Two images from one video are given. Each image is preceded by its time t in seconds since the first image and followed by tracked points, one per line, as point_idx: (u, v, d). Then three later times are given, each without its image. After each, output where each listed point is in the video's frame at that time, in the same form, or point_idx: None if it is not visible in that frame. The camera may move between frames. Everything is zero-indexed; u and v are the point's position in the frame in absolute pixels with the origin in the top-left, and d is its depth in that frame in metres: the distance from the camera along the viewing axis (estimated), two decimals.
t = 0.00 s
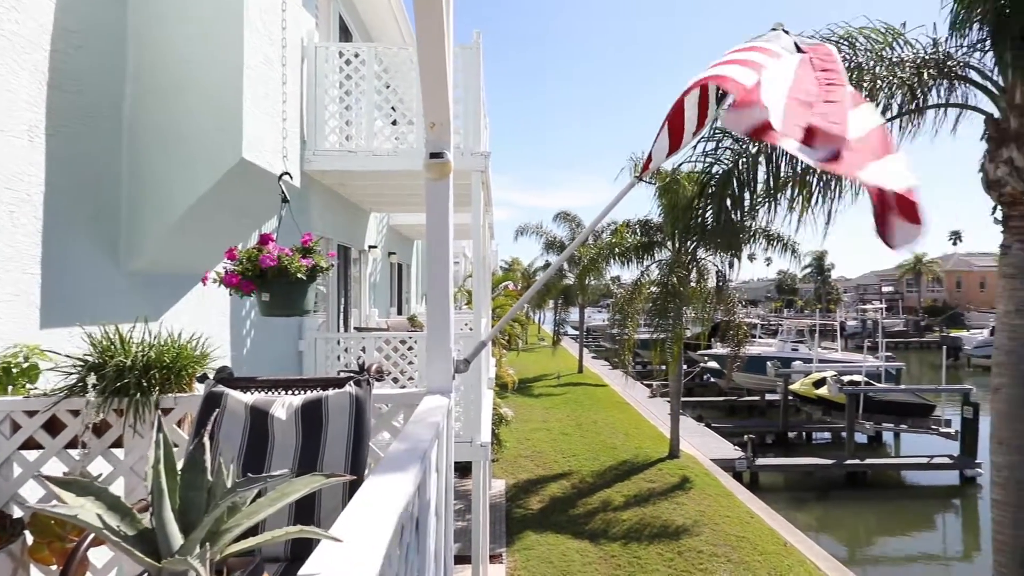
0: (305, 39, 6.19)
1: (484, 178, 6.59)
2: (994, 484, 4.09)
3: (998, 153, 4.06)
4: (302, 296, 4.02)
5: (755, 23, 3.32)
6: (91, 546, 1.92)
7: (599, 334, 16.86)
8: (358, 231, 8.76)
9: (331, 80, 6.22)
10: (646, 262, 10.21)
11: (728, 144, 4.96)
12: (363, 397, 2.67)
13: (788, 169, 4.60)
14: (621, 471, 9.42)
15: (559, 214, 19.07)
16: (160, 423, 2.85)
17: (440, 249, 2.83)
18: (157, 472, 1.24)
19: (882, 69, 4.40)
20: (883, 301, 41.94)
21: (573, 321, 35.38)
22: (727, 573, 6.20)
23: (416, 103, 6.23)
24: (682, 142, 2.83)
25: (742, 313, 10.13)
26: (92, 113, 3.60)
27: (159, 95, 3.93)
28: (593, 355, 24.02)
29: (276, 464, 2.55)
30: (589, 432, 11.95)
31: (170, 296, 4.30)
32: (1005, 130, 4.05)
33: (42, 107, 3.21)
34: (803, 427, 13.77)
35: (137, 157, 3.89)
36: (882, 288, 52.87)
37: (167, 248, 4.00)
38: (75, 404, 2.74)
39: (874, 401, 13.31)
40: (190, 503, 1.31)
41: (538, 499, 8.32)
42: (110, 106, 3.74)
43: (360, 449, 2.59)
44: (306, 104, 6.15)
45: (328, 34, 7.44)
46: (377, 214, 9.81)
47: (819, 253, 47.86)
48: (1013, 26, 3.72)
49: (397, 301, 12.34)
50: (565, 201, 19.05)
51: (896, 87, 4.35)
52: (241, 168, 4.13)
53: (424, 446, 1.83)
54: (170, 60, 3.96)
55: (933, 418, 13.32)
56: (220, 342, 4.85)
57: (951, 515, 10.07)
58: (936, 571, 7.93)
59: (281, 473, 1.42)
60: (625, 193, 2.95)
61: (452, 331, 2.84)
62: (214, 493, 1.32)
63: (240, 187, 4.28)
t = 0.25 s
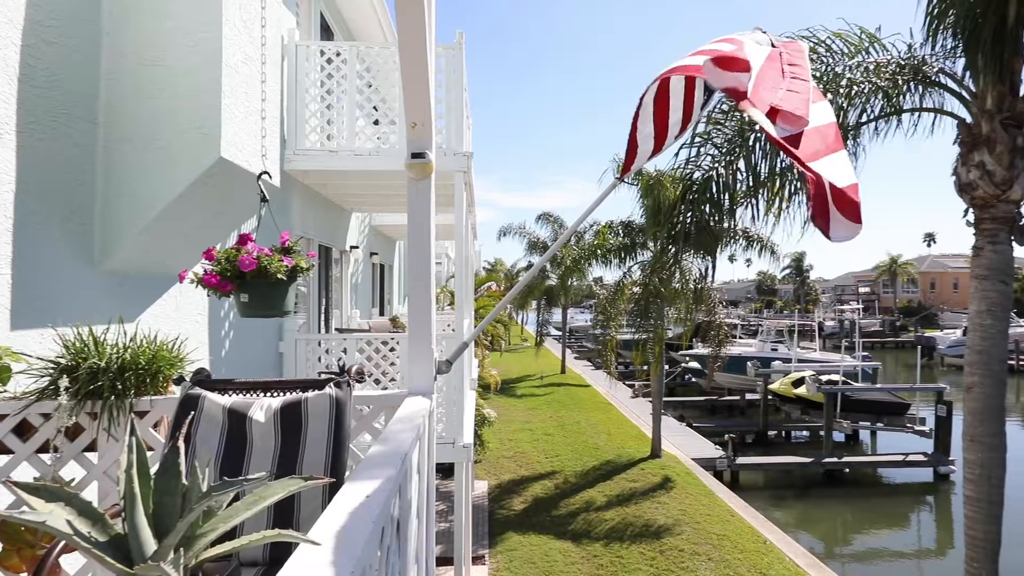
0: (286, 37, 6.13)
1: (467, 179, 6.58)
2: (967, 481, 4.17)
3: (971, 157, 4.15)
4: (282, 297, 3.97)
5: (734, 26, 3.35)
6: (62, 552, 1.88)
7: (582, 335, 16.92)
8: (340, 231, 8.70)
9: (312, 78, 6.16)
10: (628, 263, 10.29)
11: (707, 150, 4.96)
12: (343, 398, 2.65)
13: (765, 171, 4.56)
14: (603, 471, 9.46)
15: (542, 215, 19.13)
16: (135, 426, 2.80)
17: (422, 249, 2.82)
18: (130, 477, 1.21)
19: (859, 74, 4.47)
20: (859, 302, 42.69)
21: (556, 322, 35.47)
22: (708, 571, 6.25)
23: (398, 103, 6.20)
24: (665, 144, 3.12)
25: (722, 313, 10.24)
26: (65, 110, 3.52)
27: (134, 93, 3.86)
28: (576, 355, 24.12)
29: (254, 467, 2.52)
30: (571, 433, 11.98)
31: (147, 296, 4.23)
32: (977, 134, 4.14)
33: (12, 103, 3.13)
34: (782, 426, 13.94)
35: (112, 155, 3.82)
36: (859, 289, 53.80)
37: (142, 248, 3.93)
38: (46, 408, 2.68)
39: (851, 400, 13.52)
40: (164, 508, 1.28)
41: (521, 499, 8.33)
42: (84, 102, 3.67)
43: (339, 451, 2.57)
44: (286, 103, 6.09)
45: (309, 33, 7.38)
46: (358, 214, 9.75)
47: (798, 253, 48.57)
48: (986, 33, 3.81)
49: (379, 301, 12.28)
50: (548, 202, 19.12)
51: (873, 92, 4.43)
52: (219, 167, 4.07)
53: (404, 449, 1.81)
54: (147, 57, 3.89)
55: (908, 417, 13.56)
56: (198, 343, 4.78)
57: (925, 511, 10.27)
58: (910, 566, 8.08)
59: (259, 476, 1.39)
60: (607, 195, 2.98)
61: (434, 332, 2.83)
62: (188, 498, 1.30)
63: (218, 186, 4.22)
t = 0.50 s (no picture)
0: (267, 34, 6.06)
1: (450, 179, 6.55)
2: (941, 477, 4.25)
3: (944, 159, 4.22)
4: (261, 297, 3.92)
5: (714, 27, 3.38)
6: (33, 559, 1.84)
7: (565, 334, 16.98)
8: (321, 231, 8.63)
9: (293, 76, 6.09)
10: (611, 263, 10.34)
11: (690, 157, 4.99)
12: (324, 400, 2.62)
13: (744, 173, 4.59)
14: (586, 470, 9.49)
15: (526, 215, 19.17)
16: (110, 428, 2.75)
17: (404, 249, 2.81)
18: (101, 481, 1.21)
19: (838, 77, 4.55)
20: (838, 301, 43.36)
21: (539, 322, 35.54)
22: (690, 568, 6.31)
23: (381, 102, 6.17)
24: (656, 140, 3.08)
25: (704, 313, 10.33)
26: (38, 106, 3.45)
27: (110, 89, 3.80)
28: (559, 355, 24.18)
29: (232, 470, 2.49)
30: (554, 432, 12.01)
31: (124, 295, 4.15)
32: (950, 137, 4.21)
33: None
34: (762, 424, 14.10)
35: (87, 153, 3.75)
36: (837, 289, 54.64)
37: (118, 247, 3.86)
38: (18, 410, 2.62)
39: (829, 398, 13.72)
40: (137, 512, 1.28)
41: (504, 499, 8.33)
42: (58, 98, 3.60)
43: (319, 452, 2.54)
44: (267, 101, 6.02)
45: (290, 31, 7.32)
46: (341, 213, 9.68)
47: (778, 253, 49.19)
48: (961, 41, 3.90)
49: (361, 302, 12.20)
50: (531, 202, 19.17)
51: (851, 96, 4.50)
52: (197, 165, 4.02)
53: (385, 450, 1.80)
54: (123, 53, 3.83)
55: (885, 414, 13.80)
56: (176, 344, 4.70)
57: (902, 507, 10.45)
58: (887, 561, 8.22)
59: (235, 479, 1.39)
60: (586, 197, 3.00)
61: (416, 332, 2.81)
62: (162, 501, 1.30)
63: (196, 184, 4.16)
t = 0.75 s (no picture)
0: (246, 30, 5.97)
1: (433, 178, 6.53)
2: (917, 473, 4.32)
3: (920, 161, 4.29)
4: (239, 296, 3.88)
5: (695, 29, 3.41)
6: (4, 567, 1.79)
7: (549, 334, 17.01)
8: (303, 230, 8.55)
9: (274, 74, 6.01)
10: (595, 262, 10.39)
11: (675, 159, 4.99)
12: (304, 400, 2.59)
13: (726, 172, 4.65)
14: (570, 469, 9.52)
15: (510, 215, 19.19)
16: (85, 431, 2.70)
17: (387, 249, 2.79)
18: (74, 484, 1.18)
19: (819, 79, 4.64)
20: (817, 301, 44.01)
21: (523, 322, 35.57)
22: (672, 566, 6.35)
23: (363, 100, 6.14)
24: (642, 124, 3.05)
25: (687, 313, 10.41)
26: (10, 101, 3.37)
27: (85, 85, 3.72)
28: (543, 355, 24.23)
29: (210, 472, 2.45)
30: (538, 432, 12.03)
31: (100, 295, 4.06)
32: (925, 140, 4.28)
33: None
34: (744, 422, 14.25)
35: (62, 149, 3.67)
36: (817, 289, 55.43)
37: (93, 246, 3.79)
38: None
39: (809, 397, 13.91)
40: (112, 515, 1.25)
41: (488, 499, 8.31)
42: (31, 94, 3.52)
43: (299, 454, 2.51)
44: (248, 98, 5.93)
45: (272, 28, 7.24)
46: (323, 212, 9.60)
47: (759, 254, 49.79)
48: (937, 46, 3.96)
49: (344, 301, 12.11)
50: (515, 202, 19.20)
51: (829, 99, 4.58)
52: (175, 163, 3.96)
53: (365, 452, 1.78)
54: (99, 48, 3.76)
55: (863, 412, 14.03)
56: (153, 345, 4.63)
57: (879, 503, 10.63)
58: (866, 556, 8.35)
59: (213, 480, 1.37)
60: (569, 196, 3.03)
61: (398, 332, 2.79)
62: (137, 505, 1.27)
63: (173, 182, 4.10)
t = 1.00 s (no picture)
0: (226, 26, 5.88)
1: (416, 177, 6.49)
2: (892, 470, 4.39)
3: (896, 164, 4.36)
4: (217, 296, 3.83)
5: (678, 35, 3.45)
6: None
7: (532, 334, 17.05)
8: (284, 230, 8.47)
9: (255, 71, 5.93)
10: (578, 263, 10.44)
11: (654, 164, 4.90)
12: (283, 402, 2.57)
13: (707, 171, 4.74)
14: (553, 469, 9.54)
15: (493, 215, 19.20)
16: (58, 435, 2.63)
17: (368, 250, 2.77)
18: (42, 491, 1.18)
19: (800, 81, 4.74)
20: (796, 301, 44.65)
21: (506, 322, 35.62)
22: (654, 564, 6.39)
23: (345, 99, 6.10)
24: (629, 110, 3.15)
25: (668, 313, 10.49)
26: None
27: (59, 81, 3.66)
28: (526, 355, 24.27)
29: (187, 475, 2.42)
30: (521, 432, 12.05)
31: (74, 296, 3.98)
32: (901, 143, 4.36)
33: None
34: (725, 421, 14.39)
35: (35, 146, 3.60)
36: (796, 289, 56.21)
37: (68, 245, 3.71)
38: None
39: (789, 395, 14.09)
40: (84, 521, 1.23)
41: (471, 500, 8.30)
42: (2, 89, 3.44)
43: (278, 456, 2.49)
44: (227, 96, 5.85)
45: (252, 25, 7.15)
46: (304, 212, 9.52)
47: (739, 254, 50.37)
48: (911, 51, 4.02)
49: (325, 302, 12.02)
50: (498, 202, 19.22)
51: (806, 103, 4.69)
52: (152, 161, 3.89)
53: (343, 456, 1.76)
54: (73, 44, 3.68)
55: (840, 410, 14.25)
56: (129, 346, 4.55)
57: (856, 500, 10.80)
58: (843, 552, 8.48)
59: (194, 483, 1.37)
60: (552, 199, 3.03)
61: (380, 332, 2.78)
62: (109, 510, 1.25)
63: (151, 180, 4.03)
